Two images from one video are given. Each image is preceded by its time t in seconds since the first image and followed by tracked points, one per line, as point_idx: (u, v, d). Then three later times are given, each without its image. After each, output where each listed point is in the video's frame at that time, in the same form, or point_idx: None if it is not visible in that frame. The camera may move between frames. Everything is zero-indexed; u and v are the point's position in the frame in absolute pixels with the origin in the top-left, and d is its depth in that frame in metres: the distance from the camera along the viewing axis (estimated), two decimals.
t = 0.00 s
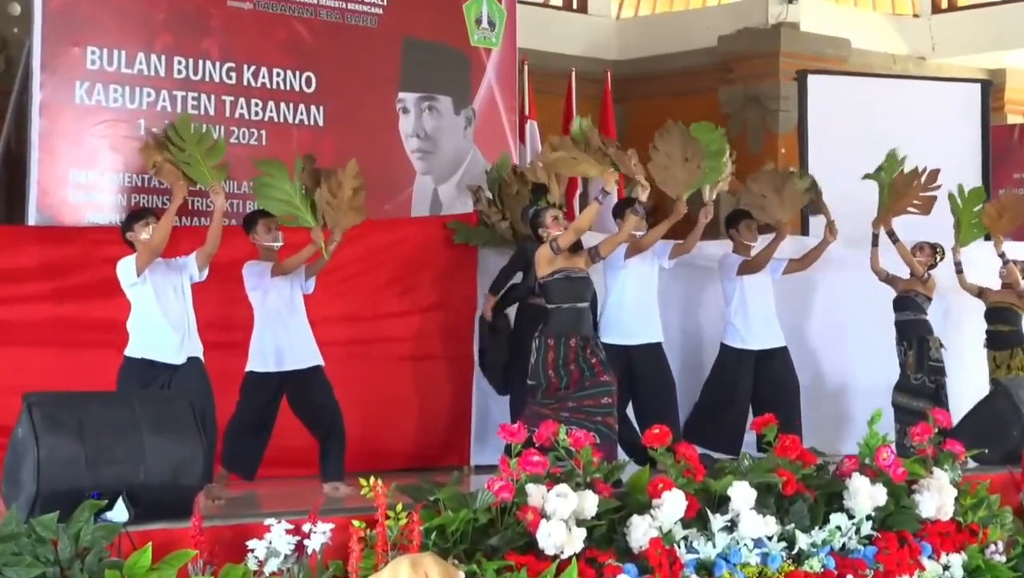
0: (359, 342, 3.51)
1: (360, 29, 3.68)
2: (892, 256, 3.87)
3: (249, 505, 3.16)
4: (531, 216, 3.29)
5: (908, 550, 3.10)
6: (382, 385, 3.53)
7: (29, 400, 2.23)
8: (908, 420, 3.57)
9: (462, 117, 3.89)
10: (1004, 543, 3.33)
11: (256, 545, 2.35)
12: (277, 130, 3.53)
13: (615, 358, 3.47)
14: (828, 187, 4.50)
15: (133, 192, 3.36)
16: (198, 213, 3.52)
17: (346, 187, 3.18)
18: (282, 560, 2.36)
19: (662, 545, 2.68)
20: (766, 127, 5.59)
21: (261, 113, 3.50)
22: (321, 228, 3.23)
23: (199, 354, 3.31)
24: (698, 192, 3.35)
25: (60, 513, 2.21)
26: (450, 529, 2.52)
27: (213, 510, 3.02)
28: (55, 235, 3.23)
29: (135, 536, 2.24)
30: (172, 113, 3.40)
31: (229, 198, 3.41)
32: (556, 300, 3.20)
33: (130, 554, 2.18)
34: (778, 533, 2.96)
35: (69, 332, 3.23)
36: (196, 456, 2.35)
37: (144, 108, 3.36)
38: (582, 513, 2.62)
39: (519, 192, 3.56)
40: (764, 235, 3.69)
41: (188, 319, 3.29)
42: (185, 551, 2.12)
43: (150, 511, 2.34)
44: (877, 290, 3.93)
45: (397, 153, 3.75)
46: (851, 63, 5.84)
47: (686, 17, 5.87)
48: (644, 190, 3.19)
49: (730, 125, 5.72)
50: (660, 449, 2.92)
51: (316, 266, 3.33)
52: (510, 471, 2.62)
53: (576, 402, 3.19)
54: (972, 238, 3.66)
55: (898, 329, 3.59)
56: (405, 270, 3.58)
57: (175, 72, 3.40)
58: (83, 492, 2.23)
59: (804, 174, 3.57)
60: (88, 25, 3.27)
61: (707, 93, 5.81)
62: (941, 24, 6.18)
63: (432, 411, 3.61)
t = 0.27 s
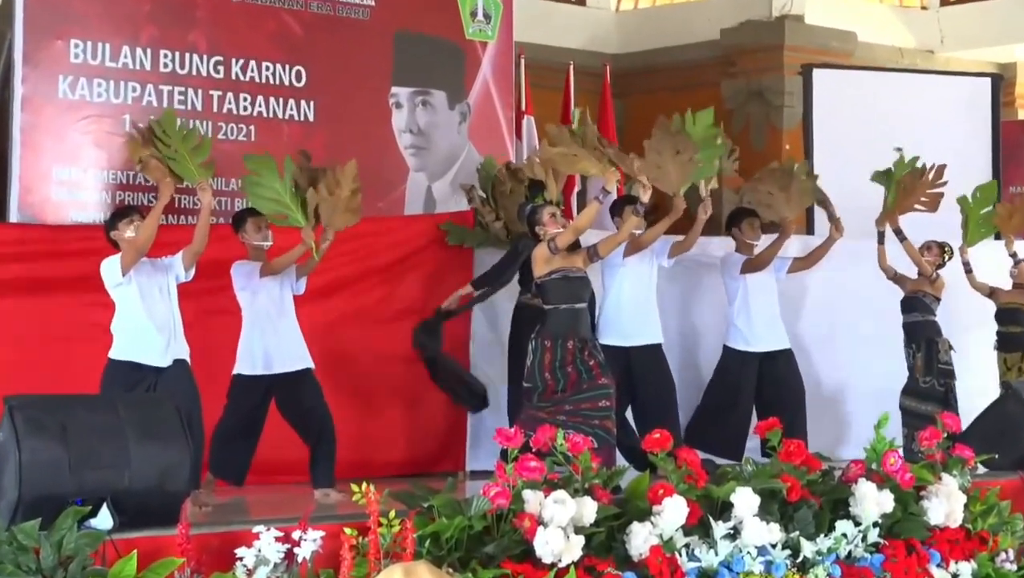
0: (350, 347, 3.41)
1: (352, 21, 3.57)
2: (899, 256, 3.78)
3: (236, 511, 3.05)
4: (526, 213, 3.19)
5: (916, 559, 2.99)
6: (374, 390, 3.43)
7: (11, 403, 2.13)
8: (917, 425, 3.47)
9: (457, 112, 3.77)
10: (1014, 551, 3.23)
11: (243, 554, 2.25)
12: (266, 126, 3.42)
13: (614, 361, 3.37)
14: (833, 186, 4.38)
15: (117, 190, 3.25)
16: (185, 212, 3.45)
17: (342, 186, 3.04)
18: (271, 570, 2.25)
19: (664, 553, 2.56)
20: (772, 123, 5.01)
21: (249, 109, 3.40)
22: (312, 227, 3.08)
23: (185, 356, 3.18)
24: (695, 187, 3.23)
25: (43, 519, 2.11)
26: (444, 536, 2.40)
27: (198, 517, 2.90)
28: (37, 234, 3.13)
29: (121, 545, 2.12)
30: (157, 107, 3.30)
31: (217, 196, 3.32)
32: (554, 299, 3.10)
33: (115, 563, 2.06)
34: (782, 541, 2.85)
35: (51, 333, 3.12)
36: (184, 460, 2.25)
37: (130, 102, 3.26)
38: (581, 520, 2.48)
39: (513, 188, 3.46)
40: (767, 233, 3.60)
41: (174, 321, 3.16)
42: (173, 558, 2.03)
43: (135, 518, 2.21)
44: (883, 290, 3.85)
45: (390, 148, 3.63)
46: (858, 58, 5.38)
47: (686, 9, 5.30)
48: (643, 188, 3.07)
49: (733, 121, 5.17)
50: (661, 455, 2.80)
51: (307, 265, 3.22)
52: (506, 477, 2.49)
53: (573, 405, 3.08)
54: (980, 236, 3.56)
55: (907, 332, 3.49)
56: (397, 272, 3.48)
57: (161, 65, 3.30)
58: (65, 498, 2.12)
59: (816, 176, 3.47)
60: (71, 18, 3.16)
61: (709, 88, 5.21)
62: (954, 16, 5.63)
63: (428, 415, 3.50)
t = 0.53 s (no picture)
0: (339, 351, 3.31)
1: (344, 13, 3.45)
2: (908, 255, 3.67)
3: (223, 519, 2.95)
4: (524, 210, 3.09)
5: (924, 567, 2.85)
6: (365, 395, 3.34)
7: None
8: (926, 429, 3.42)
9: (452, 108, 3.65)
10: None
11: (232, 562, 2.15)
12: (254, 121, 3.31)
13: (614, 365, 3.27)
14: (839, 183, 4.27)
15: (101, 186, 3.14)
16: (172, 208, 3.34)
17: (332, 182, 2.93)
18: None
19: (665, 562, 2.43)
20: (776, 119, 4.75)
21: (237, 103, 3.28)
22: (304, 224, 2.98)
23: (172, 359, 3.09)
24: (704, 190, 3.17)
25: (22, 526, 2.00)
26: (438, 544, 2.28)
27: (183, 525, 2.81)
28: (19, 232, 3.03)
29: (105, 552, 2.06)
30: (142, 102, 3.18)
31: (204, 194, 3.23)
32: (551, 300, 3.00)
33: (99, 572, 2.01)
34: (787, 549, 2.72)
35: (33, 334, 3.03)
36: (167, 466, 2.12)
37: (114, 97, 3.15)
38: (580, 527, 2.36)
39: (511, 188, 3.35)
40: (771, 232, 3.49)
41: (160, 323, 3.06)
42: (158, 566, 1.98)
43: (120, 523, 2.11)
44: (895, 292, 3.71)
45: (382, 144, 3.52)
46: (865, 54, 4.98)
47: None
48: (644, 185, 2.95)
49: (736, 117, 4.82)
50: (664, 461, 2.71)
51: (297, 265, 3.12)
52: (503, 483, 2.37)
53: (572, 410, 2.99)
54: (989, 234, 3.46)
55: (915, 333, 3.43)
56: (388, 273, 3.38)
57: (146, 58, 3.19)
58: (48, 505, 2.01)
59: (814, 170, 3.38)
60: (53, 10, 3.06)
61: (710, 82, 5.03)
62: (966, 5, 5.27)
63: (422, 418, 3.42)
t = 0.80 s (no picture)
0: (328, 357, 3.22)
1: (339, 7, 3.37)
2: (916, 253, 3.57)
3: (213, 525, 2.86)
4: (525, 208, 3.01)
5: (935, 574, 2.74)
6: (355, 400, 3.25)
7: None
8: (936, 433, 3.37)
9: (449, 103, 3.56)
10: None
11: (223, 569, 2.07)
12: (246, 117, 3.22)
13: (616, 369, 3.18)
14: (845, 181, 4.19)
15: (89, 184, 3.05)
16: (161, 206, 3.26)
17: (326, 181, 2.82)
18: None
19: (667, 570, 2.33)
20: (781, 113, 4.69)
21: (228, 99, 3.20)
22: (299, 225, 2.87)
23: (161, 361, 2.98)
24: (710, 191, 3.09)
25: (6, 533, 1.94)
26: (435, 552, 2.20)
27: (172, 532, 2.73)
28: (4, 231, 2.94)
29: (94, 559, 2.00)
30: (131, 98, 3.09)
31: (194, 191, 3.13)
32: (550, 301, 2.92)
33: None
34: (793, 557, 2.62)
35: (19, 336, 2.94)
36: (157, 473, 2.02)
37: (102, 92, 3.06)
38: (580, 533, 2.27)
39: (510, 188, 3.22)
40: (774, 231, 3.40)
41: (148, 324, 2.95)
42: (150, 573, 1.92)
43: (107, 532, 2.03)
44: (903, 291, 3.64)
45: (376, 141, 3.42)
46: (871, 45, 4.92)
47: None
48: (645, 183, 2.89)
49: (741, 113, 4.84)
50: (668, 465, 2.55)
51: (288, 267, 3.04)
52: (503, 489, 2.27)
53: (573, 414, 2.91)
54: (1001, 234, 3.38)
55: (925, 334, 3.38)
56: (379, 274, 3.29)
57: (135, 53, 3.10)
58: (35, 511, 1.95)
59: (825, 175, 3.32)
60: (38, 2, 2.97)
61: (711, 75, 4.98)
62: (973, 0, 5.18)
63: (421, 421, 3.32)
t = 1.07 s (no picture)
0: (321, 362, 3.10)
1: None
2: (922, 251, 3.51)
3: (201, 533, 2.77)
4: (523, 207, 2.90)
5: None
6: (351, 406, 3.14)
7: None
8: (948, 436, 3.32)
9: (444, 97, 3.46)
10: None
11: None
12: (235, 112, 3.12)
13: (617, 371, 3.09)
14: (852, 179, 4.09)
15: (73, 181, 2.96)
16: (147, 204, 3.16)
17: (312, 182, 2.75)
18: None
19: None
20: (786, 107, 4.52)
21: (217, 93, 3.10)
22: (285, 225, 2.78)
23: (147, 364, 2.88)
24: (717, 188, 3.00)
25: None
26: (430, 560, 2.09)
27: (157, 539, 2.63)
28: None
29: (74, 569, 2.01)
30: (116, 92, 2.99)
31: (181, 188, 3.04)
32: (549, 302, 2.83)
33: None
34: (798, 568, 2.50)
35: None
36: (144, 480, 1.92)
37: (87, 87, 2.97)
38: (580, 541, 2.17)
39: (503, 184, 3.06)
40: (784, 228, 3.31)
41: (133, 324, 2.86)
42: None
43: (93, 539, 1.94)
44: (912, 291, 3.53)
45: (372, 138, 3.32)
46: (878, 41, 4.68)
47: None
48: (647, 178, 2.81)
49: (744, 108, 4.68)
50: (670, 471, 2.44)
51: (277, 268, 2.94)
52: (499, 495, 2.15)
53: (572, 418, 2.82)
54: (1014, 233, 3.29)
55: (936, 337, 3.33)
56: (373, 275, 3.17)
57: (121, 46, 3.00)
58: (18, 519, 1.86)
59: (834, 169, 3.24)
60: None
61: (716, 69, 4.85)
62: None
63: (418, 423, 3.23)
